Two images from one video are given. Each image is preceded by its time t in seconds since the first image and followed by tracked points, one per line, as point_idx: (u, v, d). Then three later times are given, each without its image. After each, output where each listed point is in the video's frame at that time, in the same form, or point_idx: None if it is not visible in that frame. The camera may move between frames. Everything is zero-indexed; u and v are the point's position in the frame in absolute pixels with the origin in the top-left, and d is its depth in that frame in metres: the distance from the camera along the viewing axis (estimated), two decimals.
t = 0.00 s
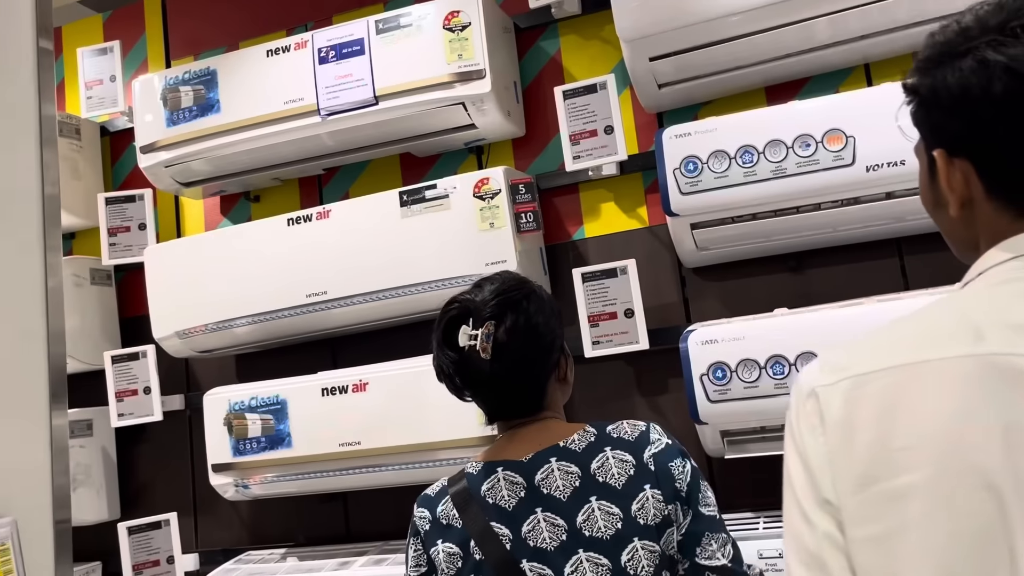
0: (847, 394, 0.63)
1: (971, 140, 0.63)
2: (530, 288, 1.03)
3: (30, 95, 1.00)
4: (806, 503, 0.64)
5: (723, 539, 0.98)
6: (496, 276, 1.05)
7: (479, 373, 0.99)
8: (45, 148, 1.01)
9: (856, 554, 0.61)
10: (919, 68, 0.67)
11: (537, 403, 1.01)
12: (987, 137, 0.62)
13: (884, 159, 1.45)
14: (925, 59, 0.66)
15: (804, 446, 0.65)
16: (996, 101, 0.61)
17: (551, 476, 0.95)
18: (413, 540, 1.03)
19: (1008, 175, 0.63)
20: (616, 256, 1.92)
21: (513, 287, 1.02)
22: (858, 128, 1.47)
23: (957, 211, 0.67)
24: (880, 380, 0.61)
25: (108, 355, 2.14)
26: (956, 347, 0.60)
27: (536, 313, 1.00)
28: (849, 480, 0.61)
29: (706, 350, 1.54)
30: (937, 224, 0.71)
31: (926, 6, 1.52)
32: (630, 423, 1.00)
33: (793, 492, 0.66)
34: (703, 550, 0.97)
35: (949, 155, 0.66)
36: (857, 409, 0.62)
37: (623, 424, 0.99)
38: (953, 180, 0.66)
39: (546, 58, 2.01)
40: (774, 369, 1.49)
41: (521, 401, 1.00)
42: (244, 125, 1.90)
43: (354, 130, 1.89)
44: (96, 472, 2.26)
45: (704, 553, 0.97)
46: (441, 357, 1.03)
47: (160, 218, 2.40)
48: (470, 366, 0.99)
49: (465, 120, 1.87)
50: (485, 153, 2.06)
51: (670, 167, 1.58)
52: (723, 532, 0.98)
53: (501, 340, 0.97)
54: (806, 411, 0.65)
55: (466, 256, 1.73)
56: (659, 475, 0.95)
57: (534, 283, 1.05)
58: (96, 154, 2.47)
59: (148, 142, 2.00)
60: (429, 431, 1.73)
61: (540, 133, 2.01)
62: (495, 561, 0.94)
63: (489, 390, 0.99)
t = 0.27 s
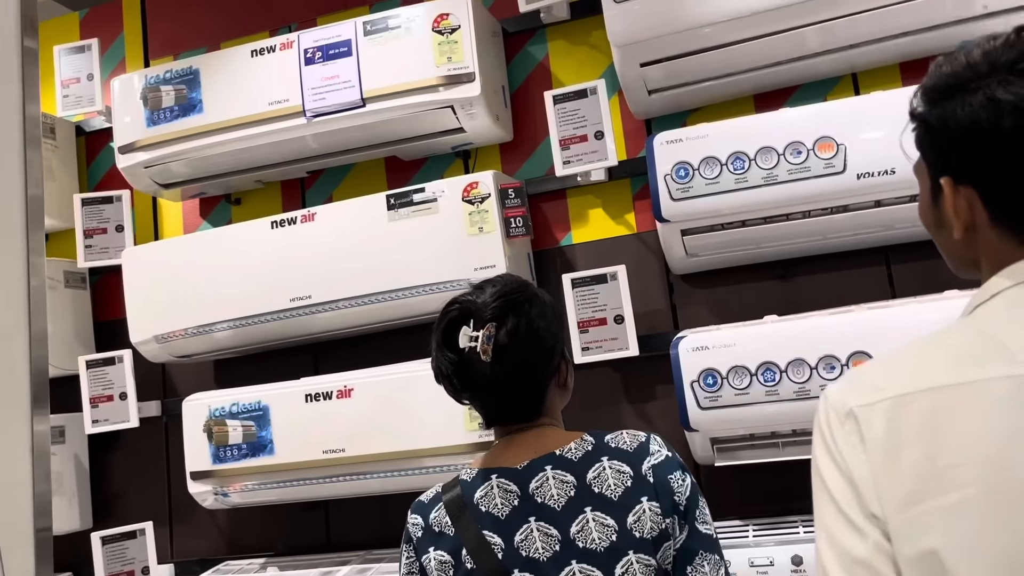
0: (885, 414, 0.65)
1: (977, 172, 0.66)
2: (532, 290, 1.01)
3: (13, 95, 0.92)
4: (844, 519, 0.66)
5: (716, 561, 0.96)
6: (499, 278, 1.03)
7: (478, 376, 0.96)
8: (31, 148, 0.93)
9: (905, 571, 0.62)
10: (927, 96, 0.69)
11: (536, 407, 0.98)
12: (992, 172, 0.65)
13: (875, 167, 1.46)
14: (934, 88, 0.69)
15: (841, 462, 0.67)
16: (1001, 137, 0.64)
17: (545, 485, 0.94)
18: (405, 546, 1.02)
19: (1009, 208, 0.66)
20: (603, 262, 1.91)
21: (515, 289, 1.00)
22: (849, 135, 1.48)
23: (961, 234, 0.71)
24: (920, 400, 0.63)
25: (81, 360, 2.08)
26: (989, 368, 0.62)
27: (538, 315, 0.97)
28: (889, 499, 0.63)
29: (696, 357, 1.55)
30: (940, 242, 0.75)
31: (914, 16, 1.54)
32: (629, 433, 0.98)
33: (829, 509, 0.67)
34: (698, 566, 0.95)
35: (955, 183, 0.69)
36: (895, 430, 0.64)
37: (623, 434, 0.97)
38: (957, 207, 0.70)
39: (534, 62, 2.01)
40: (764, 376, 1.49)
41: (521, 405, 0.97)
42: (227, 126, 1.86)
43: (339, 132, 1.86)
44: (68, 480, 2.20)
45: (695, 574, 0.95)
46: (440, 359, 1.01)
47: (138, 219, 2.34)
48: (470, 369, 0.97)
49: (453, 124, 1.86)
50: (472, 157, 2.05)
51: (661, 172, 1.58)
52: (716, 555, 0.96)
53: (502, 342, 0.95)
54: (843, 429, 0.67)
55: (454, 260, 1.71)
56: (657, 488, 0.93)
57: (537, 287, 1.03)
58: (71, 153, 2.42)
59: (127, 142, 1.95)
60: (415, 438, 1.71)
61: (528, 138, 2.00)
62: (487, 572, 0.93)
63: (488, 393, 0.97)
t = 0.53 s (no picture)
0: (889, 435, 0.65)
1: (925, 215, 0.71)
2: (527, 302, 0.98)
3: None
4: (848, 537, 0.66)
5: None
6: (492, 289, 1.01)
7: (471, 390, 0.95)
8: (10, 150, 0.98)
9: None
10: (891, 140, 0.73)
11: (528, 422, 0.97)
12: (938, 217, 0.69)
13: (857, 183, 1.49)
14: (896, 132, 0.72)
15: (845, 480, 0.67)
16: (947, 187, 0.68)
17: (536, 500, 0.93)
18: (393, 559, 1.01)
19: (953, 249, 0.70)
20: (585, 273, 1.91)
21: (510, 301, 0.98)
22: (831, 151, 1.51)
23: (912, 265, 0.75)
24: (924, 422, 0.64)
25: (47, 369, 2.02)
26: (986, 396, 0.64)
27: (533, 328, 0.96)
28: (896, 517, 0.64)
29: (680, 369, 1.55)
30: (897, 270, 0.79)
31: (892, 36, 1.58)
32: (622, 448, 0.98)
33: (832, 528, 0.67)
34: None
35: (908, 221, 0.73)
36: (902, 450, 0.65)
37: (615, 448, 0.97)
38: (909, 242, 0.74)
39: (516, 72, 2.00)
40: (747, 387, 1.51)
41: (513, 419, 0.96)
42: (203, 131, 1.83)
43: (319, 138, 1.84)
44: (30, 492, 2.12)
45: None
46: (432, 370, 0.99)
47: (107, 224, 2.29)
48: (462, 383, 0.95)
49: (436, 132, 1.85)
50: (453, 166, 2.04)
51: (646, 185, 1.59)
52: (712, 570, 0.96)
53: (494, 357, 0.93)
54: (847, 448, 0.67)
55: (437, 269, 1.70)
56: (648, 504, 0.93)
57: (531, 298, 1.00)
58: (38, 155, 2.35)
59: (98, 145, 1.91)
60: (395, 449, 1.68)
61: (510, 148, 1.99)
62: None
63: (480, 407, 0.95)
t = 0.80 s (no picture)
0: (953, 440, 0.73)
1: (899, 239, 0.81)
2: (514, 314, 0.96)
3: None
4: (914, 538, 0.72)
5: None
6: (481, 300, 0.99)
7: (456, 404, 0.94)
8: None
9: None
10: (871, 171, 0.83)
11: (514, 436, 0.96)
12: (913, 244, 0.79)
13: (836, 198, 1.53)
14: (875, 164, 0.83)
15: (909, 484, 0.74)
16: (923, 218, 0.78)
17: (525, 513, 0.92)
18: (382, 570, 1.01)
19: (921, 271, 0.80)
20: (563, 282, 1.91)
21: (496, 313, 0.96)
22: (810, 166, 1.54)
23: (884, 285, 0.85)
24: (977, 428, 0.73)
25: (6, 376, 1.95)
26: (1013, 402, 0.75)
27: (518, 342, 0.94)
28: (961, 514, 0.72)
29: (662, 379, 1.59)
30: (869, 291, 0.89)
31: (867, 55, 1.62)
32: (612, 460, 0.97)
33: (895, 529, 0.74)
34: None
35: (883, 245, 0.83)
36: (968, 455, 0.73)
37: (606, 460, 0.96)
38: (884, 265, 0.84)
39: (495, 81, 2.00)
40: (728, 399, 1.55)
41: (498, 433, 0.95)
42: (176, 133, 1.79)
43: (296, 143, 1.81)
44: None
45: None
46: (419, 383, 0.99)
47: (70, 226, 2.21)
48: (447, 397, 0.94)
49: (416, 139, 1.84)
50: (430, 174, 2.02)
51: (629, 196, 1.60)
52: None
53: (479, 371, 0.92)
54: (914, 455, 0.74)
55: (417, 277, 1.68)
56: (639, 517, 0.93)
57: (520, 309, 0.99)
58: None
59: (64, 145, 1.85)
60: (372, 459, 1.66)
61: (488, 156, 1.99)
62: None
63: (465, 421, 0.95)
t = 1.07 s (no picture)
0: (993, 430, 0.79)
1: (874, 249, 0.87)
2: (507, 313, 0.96)
3: None
4: (978, 525, 0.76)
5: None
6: (473, 299, 0.99)
7: (451, 406, 0.94)
8: None
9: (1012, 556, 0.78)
10: (853, 186, 0.90)
11: (508, 435, 0.97)
12: (889, 254, 0.86)
13: (815, 202, 1.56)
14: (857, 180, 0.90)
15: (969, 474, 0.77)
16: (900, 230, 0.85)
17: (516, 509, 0.93)
18: (371, 563, 1.02)
19: (892, 280, 0.88)
20: (545, 283, 1.93)
21: (489, 313, 0.95)
22: (792, 171, 1.57)
23: (855, 289, 0.92)
24: (1006, 421, 0.80)
25: None
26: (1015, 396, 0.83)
27: (512, 342, 0.93)
28: (1006, 497, 0.78)
29: (643, 378, 1.62)
30: (838, 293, 0.97)
31: (846, 63, 1.67)
32: (603, 457, 0.99)
33: (962, 517, 0.76)
34: None
35: (860, 254, 0.90)
36: (1008, 446, 0.79)
37: (597, 458, 0.98)
38: (858, 271, 0.91)
39: (479, 82, 2.01)
40: (708, 398, 1.58)
41: (493, 433, 0.96)
42: (157, 126, 1.77)
43: (279, 139, 1.80)
44: None
45: None
46: (412, 383, 0.98)
47: (43, 219, 2.17)
48: (442, 398, 0.94)
49: (401, 138, 1.84)
50: (412, 172, 2.02)
51: (613, 197, 1.62)
52: None
53: (475, 372, 0.92)
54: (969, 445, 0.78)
55: (401, 275, 1.69)
56: (629, 514, 0.95)
57: (513, 307, 0.99)
58: None
59: (40, 137, 1.82)
60: (354, 456, 1.66)
61: (471, 156, 1.99)
62: None
63: (461, 422, 0.95)
